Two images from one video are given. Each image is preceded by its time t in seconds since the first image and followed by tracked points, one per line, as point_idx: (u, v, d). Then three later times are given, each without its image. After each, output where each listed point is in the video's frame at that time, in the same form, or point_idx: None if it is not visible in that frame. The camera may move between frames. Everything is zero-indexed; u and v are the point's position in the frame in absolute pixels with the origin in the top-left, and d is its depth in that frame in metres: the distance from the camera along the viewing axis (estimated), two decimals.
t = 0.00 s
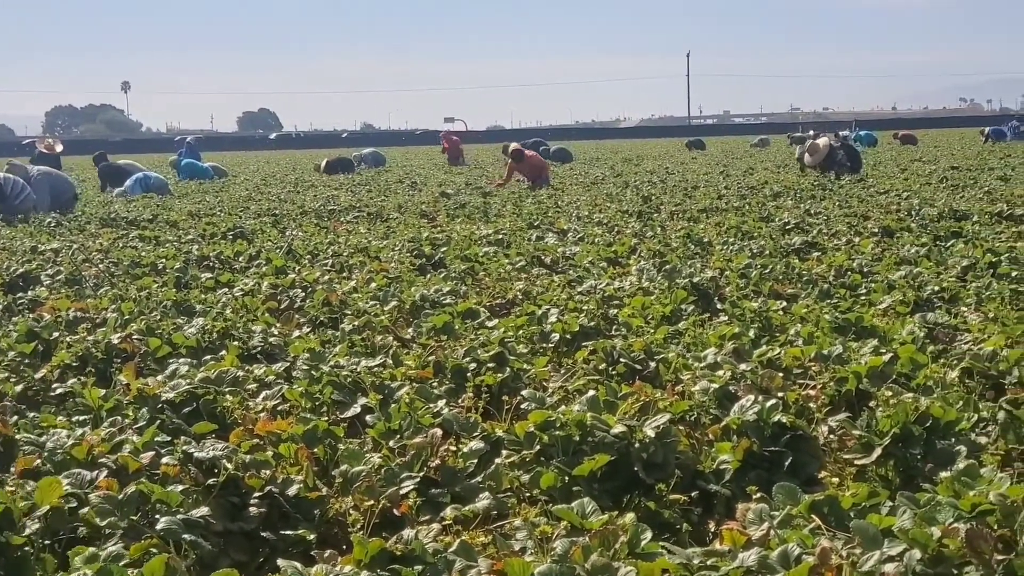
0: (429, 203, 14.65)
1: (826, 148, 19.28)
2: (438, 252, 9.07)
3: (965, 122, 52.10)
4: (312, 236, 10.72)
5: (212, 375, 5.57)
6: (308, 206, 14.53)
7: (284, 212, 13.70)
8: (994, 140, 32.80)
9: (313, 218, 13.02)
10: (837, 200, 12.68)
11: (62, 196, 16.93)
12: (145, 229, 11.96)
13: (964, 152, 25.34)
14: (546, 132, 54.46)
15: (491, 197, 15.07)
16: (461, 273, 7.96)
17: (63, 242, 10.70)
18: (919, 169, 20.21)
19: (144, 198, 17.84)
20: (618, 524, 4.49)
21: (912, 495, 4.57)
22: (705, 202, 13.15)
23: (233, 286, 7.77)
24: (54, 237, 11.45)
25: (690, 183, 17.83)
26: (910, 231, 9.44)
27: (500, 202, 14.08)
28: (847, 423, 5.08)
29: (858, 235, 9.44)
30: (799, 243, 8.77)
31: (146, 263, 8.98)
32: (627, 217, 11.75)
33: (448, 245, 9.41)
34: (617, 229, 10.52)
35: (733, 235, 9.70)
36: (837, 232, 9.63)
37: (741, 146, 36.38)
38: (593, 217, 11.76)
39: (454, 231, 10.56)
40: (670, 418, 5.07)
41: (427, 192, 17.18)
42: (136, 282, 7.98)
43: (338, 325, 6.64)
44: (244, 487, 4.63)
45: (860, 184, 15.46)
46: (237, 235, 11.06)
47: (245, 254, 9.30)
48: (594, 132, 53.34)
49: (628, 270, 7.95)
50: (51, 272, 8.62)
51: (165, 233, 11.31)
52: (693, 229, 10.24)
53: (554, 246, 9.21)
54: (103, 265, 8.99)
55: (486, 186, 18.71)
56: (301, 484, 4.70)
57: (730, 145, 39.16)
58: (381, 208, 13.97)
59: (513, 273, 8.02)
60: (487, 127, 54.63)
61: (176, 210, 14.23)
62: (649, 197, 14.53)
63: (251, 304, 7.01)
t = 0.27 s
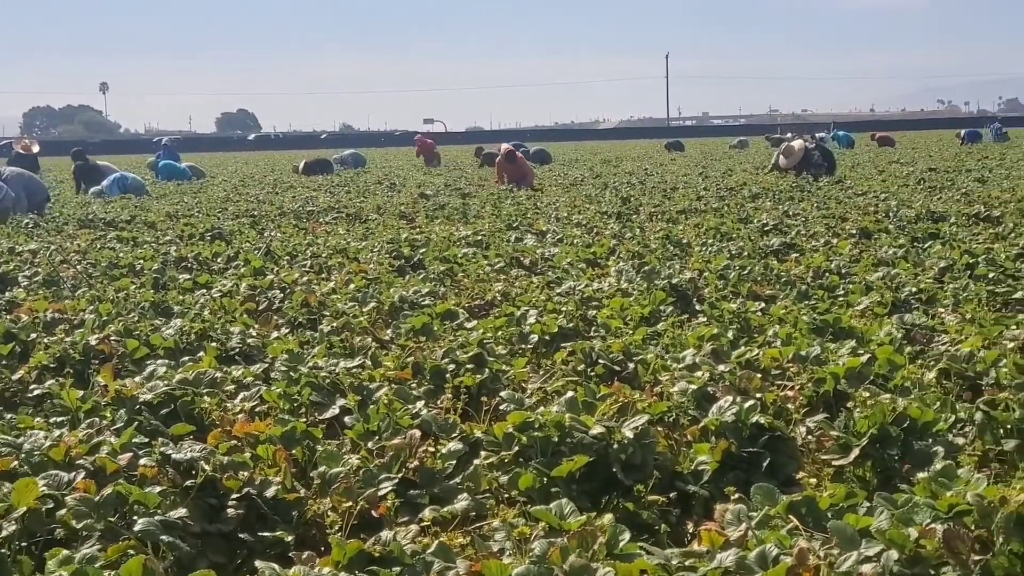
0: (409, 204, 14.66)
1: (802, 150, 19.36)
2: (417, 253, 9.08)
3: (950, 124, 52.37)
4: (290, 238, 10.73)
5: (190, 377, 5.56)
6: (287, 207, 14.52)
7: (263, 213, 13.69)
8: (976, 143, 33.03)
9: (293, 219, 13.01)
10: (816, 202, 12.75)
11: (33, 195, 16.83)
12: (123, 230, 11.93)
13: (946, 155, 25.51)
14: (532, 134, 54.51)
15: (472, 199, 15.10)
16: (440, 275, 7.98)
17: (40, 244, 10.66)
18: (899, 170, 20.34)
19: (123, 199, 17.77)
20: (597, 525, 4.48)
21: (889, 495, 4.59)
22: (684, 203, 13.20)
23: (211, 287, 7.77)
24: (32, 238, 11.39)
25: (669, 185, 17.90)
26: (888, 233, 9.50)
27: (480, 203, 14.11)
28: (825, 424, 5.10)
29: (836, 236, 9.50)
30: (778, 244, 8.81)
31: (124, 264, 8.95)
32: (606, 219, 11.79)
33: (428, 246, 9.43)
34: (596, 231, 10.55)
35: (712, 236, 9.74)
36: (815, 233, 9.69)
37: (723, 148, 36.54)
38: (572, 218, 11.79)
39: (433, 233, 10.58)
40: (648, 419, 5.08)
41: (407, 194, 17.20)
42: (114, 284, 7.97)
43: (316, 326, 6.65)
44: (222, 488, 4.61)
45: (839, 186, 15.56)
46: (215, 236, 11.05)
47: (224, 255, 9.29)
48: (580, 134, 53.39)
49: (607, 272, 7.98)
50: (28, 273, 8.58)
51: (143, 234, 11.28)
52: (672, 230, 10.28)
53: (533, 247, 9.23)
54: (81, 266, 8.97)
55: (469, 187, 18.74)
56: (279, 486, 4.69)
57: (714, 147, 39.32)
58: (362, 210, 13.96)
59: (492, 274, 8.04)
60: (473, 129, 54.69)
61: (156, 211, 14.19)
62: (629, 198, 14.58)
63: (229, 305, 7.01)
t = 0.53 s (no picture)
0: (401, 206, 14.67)
1: (793, 151, 19.42)
2: (410, 254, 9.09)
3: (945, 126, 52.48)
4: (283, 239, 10.74)
5: (182, 378, 5.56)
6: (279, 209, 14.51)
7: (255, 214, 13.70)
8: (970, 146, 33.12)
9: (285, 220, 13.02)
10: (808, 204, 12.79)
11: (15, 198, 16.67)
12: (115, 231, 11.93)
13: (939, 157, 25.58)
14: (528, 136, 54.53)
15: (464, 201, 15.11)
16: (432, 276, 7.99)
17: (33, 245, 10.66)
18: (892, 172, 20.40)
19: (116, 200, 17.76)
20: (589, 526, 4.49)
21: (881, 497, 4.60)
22: (676, 205, 13.23)
23: (204, 289, 7.77)
24: (24, 240, 11.39)
25: (661, 186, 17.93)
26: (880, 234, 9.54)
27: (471, 205, 14.12)
28: (817, 425, 5.10)
29: (828, 238, 9.53)
30: (770, 245, 8.84)
31: (116, 265, 8.96)
32: (598, 220, 11.81)
33: (420, 248, 9.44)
34: (588, 232, 10.58)
35: (704, 238, 9.76)
36: (807, 235, 9.71)
37: (718, 150, 36.59)
38: (564, 219, 11.81)
39: (425, 234, 10.59)
40: (641, 420, 5.09)
41: (398, 195, 17.22)
42: (107, 285, 7.97)
43: (309, 327, 6.66)
44: (214, 489, 4.61)
45: (831, 187, 15.61)
46: (208, 237, 11.06)
47: (216, 256, 9.30)
48: (575, 135, 53.42)
49: (599, 273, 8.00)
50: (21, 275, 8.58)
51: (135, 236, 11.29)
52: (664, 231, 10.31)
53: (525, 249, 9.25)
54: (73, 267, 8.97)
55: (462, 189, 18.76)
56: (271, 487, 4.69)
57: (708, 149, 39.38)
58: (354, 211, 13.97)
59: (485, 275, 8.05)
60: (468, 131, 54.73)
61: (148, 212, 14.19)
62: (622, 200, 14.60)
63: (221, 307, 7.02)
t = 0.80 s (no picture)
0: (388, 207, 14.67)
1: (776, 153, 19.46)
2: (397, 256, 9.10)
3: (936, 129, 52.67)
4: (270, 240, 10.74)
5: (169, 380, 5.56)
6: (268, 210, 14.51)
7: (243, 216, 13.69)
8: (958, 149, 33.24)
9: (273, 221, 13.02)
10: (795, 206, 12.84)
11: None
12: (103, 233, 11.91)
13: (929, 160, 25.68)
14: (519, 140, 54.56)
15: (451, 203, 15.11)
16: (420, 277, 8.00)
17: (19, 246, 10.64)
18: (878, 174, 20.51)
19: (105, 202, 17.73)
20: (577, 527, 4.48)
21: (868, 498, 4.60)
22: (664, 206, 13.27)
23: (191, 290, 7.77)
24: (11, 241, 11.36)
25: (649, 188, 17.98)
26: (867, 236, 9.58)
27: (459, 206, 14.14)
28: (804, 426, 5.11)
29: (815, 240, 9.57)
30: (757, 247, 8.87)
31: (103, 266, 8.95)
32: (586, 222, 11.84)
33: (408, 249, 9.44)
34: (576, 234, 10.60)
35: (691, 240, 9.79)
36: (795, 237, 9.75)
37: (708, 153, 36.69)
38: (552, 221, 11.84)
39: (413, 236, 10.61)
40: (628, 421, 5.10)
41: (386, 197, 17.23)
42: (94, 286, 7.96)
43: (296, 328, 6.66)
44: (201, 491, 4.59)
45: (818, 190, 15.67)
46: (195, 238, 11.05)
47: (203, 257, 9.31)
48: (566, 138, 53.48)
49: (586, 274, 8.03)
50: (7, 276, 8.56)
51: (122, 237, 11.27)
52: (652, 233, 10.34)
53: (513, 250, 9.26)
54: (60, 269, 8.95)
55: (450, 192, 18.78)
56: (259, 489, 4.68)
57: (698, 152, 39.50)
58: (342, 213, 13.98)
59: (472, 276, 8.06)
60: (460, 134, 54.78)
61: (135, 214, 14.16)
62: (610, 202, 14.64)
63: (209, 308, 7.03)
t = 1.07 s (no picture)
0: (374, 208, 14.68)
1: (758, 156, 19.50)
2: (383, 258, 9.12)
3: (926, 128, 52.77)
4: (255, 242, 10.76)
5: (154, 383, 5.56)
6: (253, 212, 14.50)
7: (228, 217, 13.68)
8: (946, 150, 33.33)
9: (259, 223, 13.03)
10: (780, 207, 12.89)
11: None
12: (88, 234, 11.91)
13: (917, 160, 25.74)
14: (509, 138, 54.54)
15: (437, 204, 15.12)
16: (406, 280, 8.01)
17: (4, 248, 10.63)
18: (864, 176, 20.59)
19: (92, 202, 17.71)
20: (561, 530, 4.47)
21: (852, 500, 4.59)
22: (650, 208, 13.30)
23: (176, 292, 7.78)
24: None
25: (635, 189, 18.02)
26: (852, 238, 9.62)
27: (445, 208, 14.15)
28: (788, 428, 5.12)
29: (801, 241, 9.61)
30: (743, 249, 8.90)
31: (88, 268, 8.96)
32: (572, 223, 11.87)
33: (394, 251, 9.45)
34: (561, 236, 10.62)
35: (677, 241, 9.82)
36: (780, 239, 9.78)
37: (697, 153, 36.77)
38: (537, 223, 11.86)
39: (399, 237, 10.62)
40: (612, 424, 5.10)
41: (373, 199, 17.24)
42: (78, 288, 7.96)
43: (281, 331, 6.67)
44: (185, 494, 4.57)
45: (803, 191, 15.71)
46: (180, 240, 11.06)
47: (188, 259, 9.33)
48: (557, 138, 53.51)
49: (572, 276, 8.05)
50: None
51: (107, 239, 11.27)
52: (638, 234, 10.37)
53: (499, 252, 9.29)
54: (44, 271, 8.95)
55: (437, 193, 18.78)
56: (243, 491, 4.67)
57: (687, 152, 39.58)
58: (327, 214, 13.98)
59: (458, 278, 8.08)
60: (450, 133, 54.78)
61: (120, 215, 14.14)
62: (596, 203, 14.67)
63: (193, 310, 7.04)
